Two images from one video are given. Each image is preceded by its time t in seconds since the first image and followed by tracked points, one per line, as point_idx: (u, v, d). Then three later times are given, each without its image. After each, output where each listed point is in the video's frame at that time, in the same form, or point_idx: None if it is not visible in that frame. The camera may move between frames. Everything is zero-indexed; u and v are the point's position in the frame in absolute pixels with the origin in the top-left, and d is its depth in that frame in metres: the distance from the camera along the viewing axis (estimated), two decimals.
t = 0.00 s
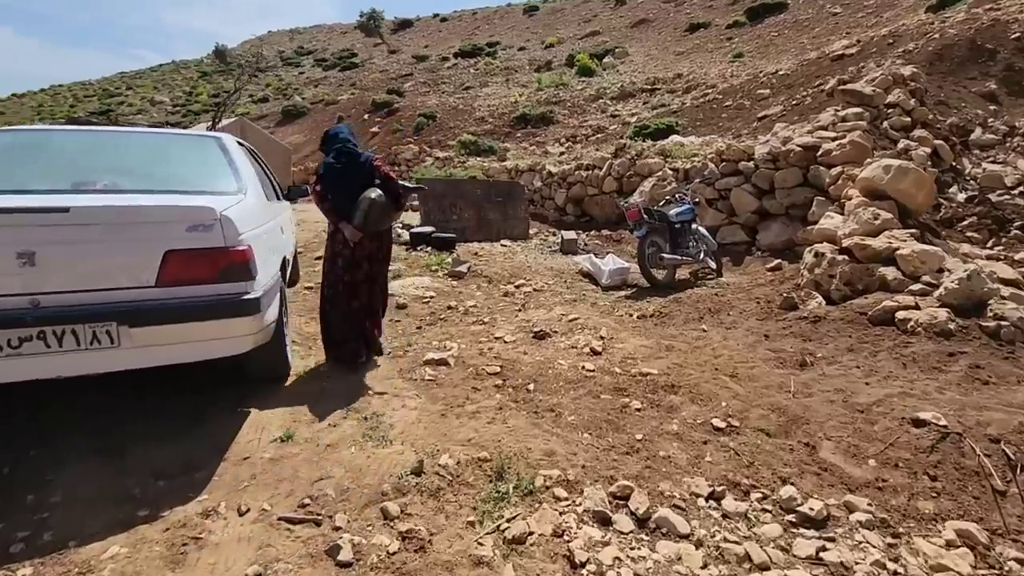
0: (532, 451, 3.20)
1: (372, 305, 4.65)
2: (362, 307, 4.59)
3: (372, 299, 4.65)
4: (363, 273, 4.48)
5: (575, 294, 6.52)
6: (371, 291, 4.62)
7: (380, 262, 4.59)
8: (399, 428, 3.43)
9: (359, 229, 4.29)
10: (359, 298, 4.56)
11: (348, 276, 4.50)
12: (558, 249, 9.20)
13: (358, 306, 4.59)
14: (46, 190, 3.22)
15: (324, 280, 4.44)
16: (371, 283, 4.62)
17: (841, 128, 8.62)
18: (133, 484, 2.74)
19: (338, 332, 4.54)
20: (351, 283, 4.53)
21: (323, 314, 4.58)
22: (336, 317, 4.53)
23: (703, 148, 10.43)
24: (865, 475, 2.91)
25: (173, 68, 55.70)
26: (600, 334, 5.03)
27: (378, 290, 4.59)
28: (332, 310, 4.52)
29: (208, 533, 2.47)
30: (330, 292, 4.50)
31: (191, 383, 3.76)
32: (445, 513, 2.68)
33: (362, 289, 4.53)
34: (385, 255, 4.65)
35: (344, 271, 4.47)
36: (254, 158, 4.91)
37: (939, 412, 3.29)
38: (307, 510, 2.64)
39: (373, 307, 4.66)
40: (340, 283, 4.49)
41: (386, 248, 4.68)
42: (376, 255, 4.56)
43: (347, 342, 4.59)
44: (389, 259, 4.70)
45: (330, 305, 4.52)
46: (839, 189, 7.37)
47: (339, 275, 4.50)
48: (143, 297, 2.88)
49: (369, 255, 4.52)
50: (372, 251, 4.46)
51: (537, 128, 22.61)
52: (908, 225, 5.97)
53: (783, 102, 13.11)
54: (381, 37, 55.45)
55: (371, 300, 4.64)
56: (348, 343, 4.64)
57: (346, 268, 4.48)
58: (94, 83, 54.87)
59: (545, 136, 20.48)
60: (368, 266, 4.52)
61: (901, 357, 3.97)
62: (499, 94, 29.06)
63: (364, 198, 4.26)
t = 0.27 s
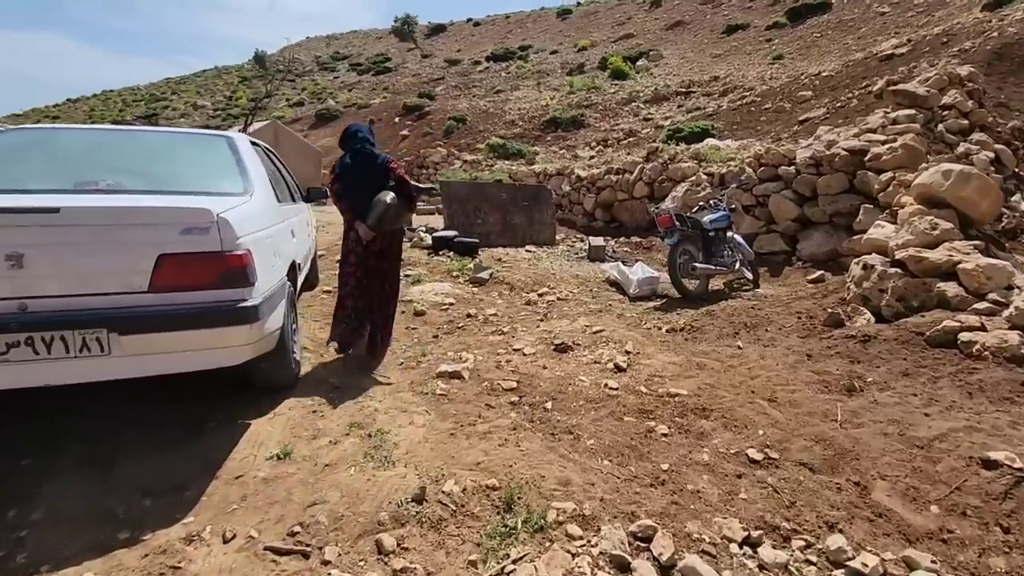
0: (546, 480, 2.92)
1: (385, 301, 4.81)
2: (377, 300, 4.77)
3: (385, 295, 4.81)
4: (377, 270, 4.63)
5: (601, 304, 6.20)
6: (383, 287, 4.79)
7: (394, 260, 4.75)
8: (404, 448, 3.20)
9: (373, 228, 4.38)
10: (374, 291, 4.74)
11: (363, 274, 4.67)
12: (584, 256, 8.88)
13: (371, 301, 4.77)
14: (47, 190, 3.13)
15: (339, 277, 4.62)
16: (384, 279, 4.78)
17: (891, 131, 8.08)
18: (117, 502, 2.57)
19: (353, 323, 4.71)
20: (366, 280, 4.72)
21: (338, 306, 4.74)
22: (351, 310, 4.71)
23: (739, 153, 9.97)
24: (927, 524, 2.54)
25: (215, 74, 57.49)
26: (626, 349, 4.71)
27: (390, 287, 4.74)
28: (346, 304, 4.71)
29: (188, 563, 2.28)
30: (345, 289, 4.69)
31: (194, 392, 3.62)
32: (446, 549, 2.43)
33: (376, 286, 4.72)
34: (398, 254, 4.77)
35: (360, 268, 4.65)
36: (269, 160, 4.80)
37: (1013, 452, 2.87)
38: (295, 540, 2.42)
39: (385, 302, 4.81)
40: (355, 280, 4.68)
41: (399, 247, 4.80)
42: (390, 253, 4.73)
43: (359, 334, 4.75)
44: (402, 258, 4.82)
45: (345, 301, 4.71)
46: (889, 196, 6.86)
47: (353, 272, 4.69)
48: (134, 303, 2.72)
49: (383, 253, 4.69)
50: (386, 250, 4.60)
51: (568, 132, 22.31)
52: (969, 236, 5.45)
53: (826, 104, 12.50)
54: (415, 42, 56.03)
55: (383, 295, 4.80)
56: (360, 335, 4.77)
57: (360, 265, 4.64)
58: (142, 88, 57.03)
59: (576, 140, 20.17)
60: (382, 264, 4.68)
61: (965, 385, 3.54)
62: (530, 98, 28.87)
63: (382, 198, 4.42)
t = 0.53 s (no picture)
0: (552, 507, 2.68)
1: (394, 293, 4.99)
2: (387, 291, 5.01)
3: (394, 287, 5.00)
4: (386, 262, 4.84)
5: (621, 309, 5.92)
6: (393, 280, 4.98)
7: (404, 253, 4.95)
8: (402, 464, 3.00)
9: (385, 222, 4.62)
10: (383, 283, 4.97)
11: (374, 266, 4.90)
12: (607, 257, 8.58)
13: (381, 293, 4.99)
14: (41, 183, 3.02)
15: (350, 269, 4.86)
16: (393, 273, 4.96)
17: (941, 131, 7.55)
18: (95, 515, 2.43)
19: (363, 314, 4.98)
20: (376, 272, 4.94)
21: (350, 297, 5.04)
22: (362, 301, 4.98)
23: (774, 152, 9.52)
24: None
25: (250, 68, 58.57)
26: (646, 360, 4.44)
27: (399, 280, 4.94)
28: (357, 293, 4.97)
29: None
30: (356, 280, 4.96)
31: (191, 395, 3.49)
32: None
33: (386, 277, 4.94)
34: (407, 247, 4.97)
35: (371, 260, 4.88)
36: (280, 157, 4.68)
37: None
38: (275, 566, 2.24)
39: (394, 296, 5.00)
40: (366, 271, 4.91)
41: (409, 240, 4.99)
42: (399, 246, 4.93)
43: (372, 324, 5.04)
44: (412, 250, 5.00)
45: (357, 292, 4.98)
46: (937, 201, 6.39)
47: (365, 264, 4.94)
48: (119, 305, 2.57)
49: (393, 246, 4.91)
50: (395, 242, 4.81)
51: (595, 128, 21.91)
52: None
53: (868, 102, 11.89)
54: (445, 37, 56.03)
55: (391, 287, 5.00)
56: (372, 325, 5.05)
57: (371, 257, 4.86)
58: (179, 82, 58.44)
59: (603, 137, 19.78)
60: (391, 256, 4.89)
61: None
62: (558, 94, 28.49)
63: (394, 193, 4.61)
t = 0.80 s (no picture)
0: (560, 532, 2.43)
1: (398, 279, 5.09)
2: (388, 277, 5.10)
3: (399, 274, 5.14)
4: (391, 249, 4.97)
5: (640, 312, 5.63)
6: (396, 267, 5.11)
7: (405, 240, 5.07)
8: (399, 477, 2.78)
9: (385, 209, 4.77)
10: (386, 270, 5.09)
11: (379, 252, 5.05)
12: (626, 257, 8.28)
13: (385, 279, 5.11)
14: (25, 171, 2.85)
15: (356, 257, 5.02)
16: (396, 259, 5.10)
17: (986, 127, 7.09)
18: (64, 531, 2.25)
19: (365, 301, 5.07)
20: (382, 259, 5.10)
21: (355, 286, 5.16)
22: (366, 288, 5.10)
23: (803, 149, 9.10)
24: None
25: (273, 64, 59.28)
26: (666, 367, 4.16)
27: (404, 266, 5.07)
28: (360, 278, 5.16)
29: None
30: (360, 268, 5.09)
31: (183, 397, 3.32)
32: None
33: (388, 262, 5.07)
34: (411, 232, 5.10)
35: (376, 247, 5.04)
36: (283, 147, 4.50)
37: None
38: None
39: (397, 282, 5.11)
40: (370, 259, 5.06)
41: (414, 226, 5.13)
42: (401, 233, 5.07)
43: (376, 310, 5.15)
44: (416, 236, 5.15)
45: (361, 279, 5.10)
46: (983, 201, 5.96)
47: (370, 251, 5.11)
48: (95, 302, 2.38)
49: (397, 233, 5.05)
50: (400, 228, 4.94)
51: (615, 125, 21.51)
52: None
53: (904, 97, 11.36)
54: (465, 33, 55.85)
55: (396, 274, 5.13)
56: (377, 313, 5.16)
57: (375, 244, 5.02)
58: (203, 77, 59.27)
59: (624, 133, 19.40)
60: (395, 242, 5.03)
61: None
62: (579, 90, 28.11)
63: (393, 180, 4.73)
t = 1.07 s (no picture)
0: None
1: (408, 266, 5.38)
2: (400, 265, 5.36)
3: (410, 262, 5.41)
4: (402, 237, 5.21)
5: (667, 316, 5.30)
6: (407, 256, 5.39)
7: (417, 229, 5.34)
8: (405, 507, 2.52)
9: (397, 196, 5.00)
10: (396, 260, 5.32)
11: (391, 241, 5.28)
12: (650, 256, 7.93)
13: (397, 268, 5.34)
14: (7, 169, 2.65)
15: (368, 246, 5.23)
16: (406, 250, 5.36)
17: None
18: (34, 568, 2.05)
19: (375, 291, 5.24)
20: (394, 248, 5.34)
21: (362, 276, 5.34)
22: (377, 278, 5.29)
23: (840, 142, 8.61)
24: None
25: (295, 60, 59.69)
26: (697, 381, 3.84)
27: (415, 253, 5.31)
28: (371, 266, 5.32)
29: None
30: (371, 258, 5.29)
31: (179, 412, 3.12)
32: None
33: (400, 250, 5.32)
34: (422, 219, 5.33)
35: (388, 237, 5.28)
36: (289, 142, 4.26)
37: None
38: None
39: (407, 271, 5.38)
40: (382, 248, 5.28)
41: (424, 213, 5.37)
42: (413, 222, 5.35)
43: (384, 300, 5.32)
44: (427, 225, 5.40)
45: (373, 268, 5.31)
46: None
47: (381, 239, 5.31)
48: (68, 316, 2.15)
49: (409, 221, 5.31)
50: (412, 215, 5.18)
51: (638, 118, 20.98)
52: None
53: (948, 86, 10.72)
54: (486, 25, 55.41)
55: (407, 262, 5.38)
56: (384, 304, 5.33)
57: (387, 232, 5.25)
58: (228, 74, 59.99)
59: (647, 126, 18.90)
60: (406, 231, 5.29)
61: None
62: (600, 82, 27.57)
63: (404, 167, 4.96)
